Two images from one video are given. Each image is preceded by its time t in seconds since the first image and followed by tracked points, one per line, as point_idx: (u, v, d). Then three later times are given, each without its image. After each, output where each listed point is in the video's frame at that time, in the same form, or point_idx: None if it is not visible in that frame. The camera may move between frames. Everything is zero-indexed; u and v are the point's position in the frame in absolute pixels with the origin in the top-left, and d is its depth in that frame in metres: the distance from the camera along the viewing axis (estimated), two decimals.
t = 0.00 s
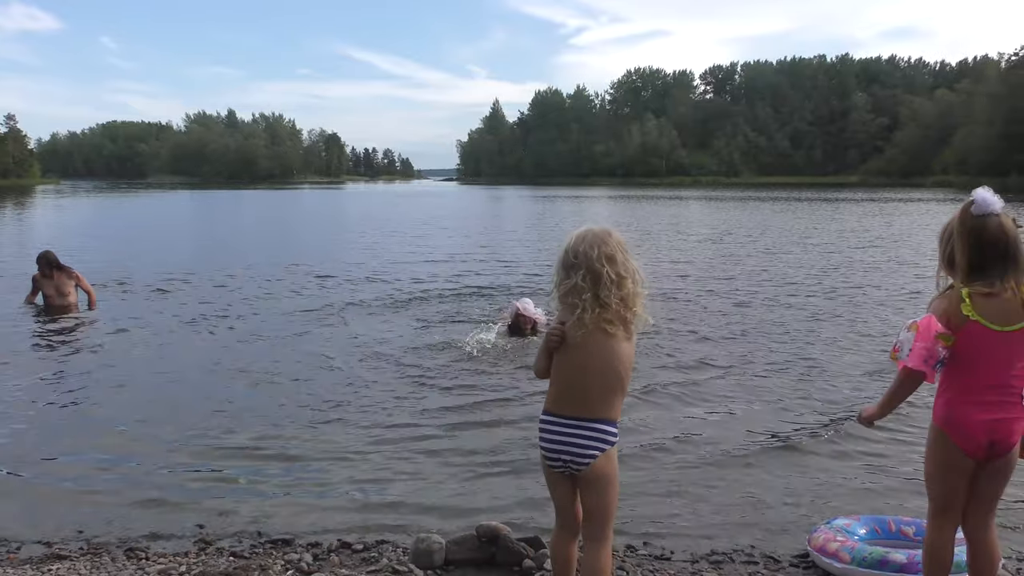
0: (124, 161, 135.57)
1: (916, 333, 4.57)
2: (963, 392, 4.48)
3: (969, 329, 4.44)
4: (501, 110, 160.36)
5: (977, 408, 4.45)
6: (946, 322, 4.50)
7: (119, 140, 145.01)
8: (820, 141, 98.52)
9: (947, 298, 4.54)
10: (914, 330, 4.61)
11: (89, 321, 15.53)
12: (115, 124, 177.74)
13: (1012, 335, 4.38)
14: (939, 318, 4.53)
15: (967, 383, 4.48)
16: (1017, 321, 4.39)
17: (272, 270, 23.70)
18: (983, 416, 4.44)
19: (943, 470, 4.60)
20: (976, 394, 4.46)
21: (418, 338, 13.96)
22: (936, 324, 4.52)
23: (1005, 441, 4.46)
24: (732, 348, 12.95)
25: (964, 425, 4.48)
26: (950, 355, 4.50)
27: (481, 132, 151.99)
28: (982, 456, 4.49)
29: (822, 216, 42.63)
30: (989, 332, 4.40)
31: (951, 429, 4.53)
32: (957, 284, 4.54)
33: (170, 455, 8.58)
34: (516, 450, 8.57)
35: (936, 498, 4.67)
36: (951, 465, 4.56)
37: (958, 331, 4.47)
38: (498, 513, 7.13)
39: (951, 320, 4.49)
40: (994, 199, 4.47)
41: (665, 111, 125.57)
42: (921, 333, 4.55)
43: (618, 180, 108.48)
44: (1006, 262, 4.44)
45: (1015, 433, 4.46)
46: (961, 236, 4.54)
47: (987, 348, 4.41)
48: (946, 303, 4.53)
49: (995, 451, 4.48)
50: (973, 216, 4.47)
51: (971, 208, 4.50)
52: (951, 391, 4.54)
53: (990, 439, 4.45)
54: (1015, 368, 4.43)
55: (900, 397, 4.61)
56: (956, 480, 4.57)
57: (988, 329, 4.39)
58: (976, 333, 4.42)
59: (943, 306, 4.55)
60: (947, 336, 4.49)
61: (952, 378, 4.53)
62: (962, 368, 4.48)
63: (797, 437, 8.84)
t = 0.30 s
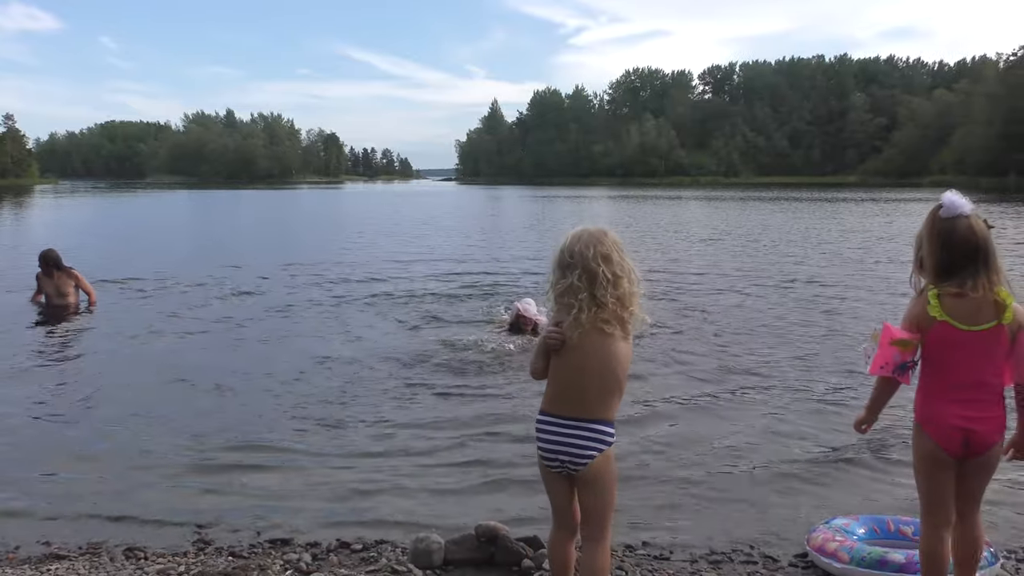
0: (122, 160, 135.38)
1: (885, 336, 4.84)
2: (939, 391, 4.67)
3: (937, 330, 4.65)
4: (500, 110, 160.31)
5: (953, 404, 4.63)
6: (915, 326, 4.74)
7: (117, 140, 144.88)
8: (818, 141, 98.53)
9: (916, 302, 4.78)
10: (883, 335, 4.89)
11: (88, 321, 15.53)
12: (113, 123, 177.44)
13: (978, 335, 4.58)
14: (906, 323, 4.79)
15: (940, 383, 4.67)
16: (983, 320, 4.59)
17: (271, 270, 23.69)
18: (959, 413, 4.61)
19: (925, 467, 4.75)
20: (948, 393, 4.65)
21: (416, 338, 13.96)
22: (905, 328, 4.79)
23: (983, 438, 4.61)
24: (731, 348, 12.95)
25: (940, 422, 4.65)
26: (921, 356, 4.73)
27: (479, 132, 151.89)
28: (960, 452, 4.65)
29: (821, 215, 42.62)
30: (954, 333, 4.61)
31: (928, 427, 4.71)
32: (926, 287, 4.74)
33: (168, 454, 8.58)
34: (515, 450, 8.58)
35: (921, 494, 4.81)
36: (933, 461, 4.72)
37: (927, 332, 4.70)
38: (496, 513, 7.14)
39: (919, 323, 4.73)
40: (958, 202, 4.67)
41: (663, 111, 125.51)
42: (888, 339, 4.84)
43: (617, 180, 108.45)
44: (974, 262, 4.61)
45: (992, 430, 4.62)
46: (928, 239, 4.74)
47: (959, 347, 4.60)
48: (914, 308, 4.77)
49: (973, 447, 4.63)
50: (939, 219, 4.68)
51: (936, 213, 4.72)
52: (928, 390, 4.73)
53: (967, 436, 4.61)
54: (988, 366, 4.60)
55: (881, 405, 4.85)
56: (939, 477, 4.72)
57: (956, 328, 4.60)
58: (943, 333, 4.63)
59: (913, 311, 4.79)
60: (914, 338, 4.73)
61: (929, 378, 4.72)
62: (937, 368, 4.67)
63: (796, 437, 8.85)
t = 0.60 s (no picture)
0: (122, 160, 135.43)
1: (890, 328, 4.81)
2: (942, 390, 4.67)
3: (946, 330, 4.64)
4: (500, 110, 160.33)
5: (955, 404, 4.63)
6: (922, 324, 4.71)
7: (117, 140, 144.72)
8: (818, 141, 98.60)
9: (926, 300, 4.75)
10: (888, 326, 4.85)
11: (89, 321, 15.53)
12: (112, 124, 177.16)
13: (986, 337, 4.59)
14: (913, 320, 4.75)
15: (944, 381, 4.67)
16: (993, 322, 4.60)
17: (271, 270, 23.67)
18: (961, 412, 4.62)
19: (924, 463, 4.77)
20: (952, 392, 4.65)
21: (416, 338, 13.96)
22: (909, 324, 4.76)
23: (982, 438, 4.64)
24: (731, 348, 12.95)
25: (942, 420, 4.66)
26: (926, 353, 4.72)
27: (479, 132, 151.82)
28: (960, 451, 4.67)
29: (820, 216, 42.62)
30: (962, 334, 4.60)
31: (928, 424, 4.72)
32: (937, 287, 4.74)
33: (166, 454, 8.58)
34: (514, 450, 8.58)
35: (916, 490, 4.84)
36: (931, 458, 4.74)
37: (934, 331, 4.69)
38: (495, 513, 7.14)
39: (928, 320, 4.70)
40: (966, 206, 4.71)
41: (663, 111, 125.53)
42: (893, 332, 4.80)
43: (617, 180, 108.46)
44: (983, 264, 4.64)
45: (991, 431, 4.64)
46: (938, 241, 4.75)
47: (967, 347, 4.60)
48: (923, 306, 4.74)
49: (973, 446, 4.65)
50: (950, 222, 4.71)
51: (946, 215, 4.75)
52: (931, 389, 4.73)
53: (968, 434, 4.62)
54: (991, 367, 4.62)
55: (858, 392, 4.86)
56: (937, 473, 4.74)
57: (968, 329, 4.59)
58: (951, 333, 4.62)
59: (920, 309, 4.76)
60: (919, 337, 4.72)
61: (934, 375, 4.72)
62: (941, 367, 4.67)
63: (797, 437, 8.85)
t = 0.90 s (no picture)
0: (122, 160, 135.32)
1: (903, 326, 4.75)
2: (952, 391, 4.68)
3: (957, 332, 4.64)
4: (499, 110, 160.25)
5: (965, 405, 4.66)
6: (937, 323, 4.66)
7: (116, 139, 144.55)
8: (817, 141, 98.57)
9: (935, 300, 4.72)
10: (900, 323, 4.79)
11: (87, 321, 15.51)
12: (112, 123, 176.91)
13: (997, 339, 4.62)
14: (924, 319, 4.71)
15: (953, 381, 4.69)
16: (1000, 323, 4.64)
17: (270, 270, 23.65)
18: (970, 413, 4.65)
19: (930, 462, 4.81)
20: (963, 393, 4.67)
21: (415, 338, 13.96)
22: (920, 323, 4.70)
23: (990, 437, 4.69)
24: (729, 348, 12.95)
25: (952, 421, 4.68)
26: (939, 353, 4.71)
27: (478, 132, 151.73)
28: (968, 449, 4.71)
29: (819, 215, 42.61)
30: (973, 334, 4.62)
31: (937, 424, 4.75)
32: (942, 287, 4.75)
33: (167, 454, 8.57)
34: (513, 450, 8.57)
35: (924, 488, 4.87)
36: (938, 458, 4.78)
37: (947, 331, 4.65)
38: (493, 514, 7.13)
39: (940, 322, 4.66)
40: (956, 213, 4.81)
41: (663, 111, 125.49)
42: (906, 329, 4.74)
43: (616, 180, 108.37)
44: (984, 264, 4.69)
45: (998, 429, 4.69)
46: (937, 244, 4.81)
47: (974, 349, 4.63)
48: (934, 306, 4.70)
49: (981, 445, 4.69)
50: (950, 225, 4.77)
51: (945, 219, 4.81)
52: (941, 389, 4.74)
53: (976, 436, 4.67)
54: (999, 369, 4.67)
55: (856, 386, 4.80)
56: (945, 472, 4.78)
57: (980, 330, 4.61)
58: (963, 334, 4.62)
59: (930, 308, 4.73)
60: (933, 336, 4.68)
61: (943, 375, 4.73)
62: (951, 369, 4.68)
63: (795, 438, 8.85)
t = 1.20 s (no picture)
0: (122, 160, 135.27)
1: (894, 329, 4.71)
2: (937, 390, 4.74)
3: (942, 331, 4.68)
4: (499, 110, 160.26)
5: (951, 402, 4.71)
6: (923, 322, 4.70)
7: (116, 138, 144.56)
8: (817, 141, 98.58)
9: (923, 300, 4.75)
10: (892, 325, 4.75)
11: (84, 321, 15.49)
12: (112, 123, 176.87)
13: (981, 337, 4.66)
14: (914, 321, 4.71)
15: (938, 380, 4.74)
16: (982, 321, 4.68)
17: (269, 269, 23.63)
18: (957, 410, 4.70)
19: (921, 459, 4.86)
20: (949, 391, 4.71)
21: (414, 338, 13.95)
22: (911, 324, 4.70)
23: (977, 433, 4.72)
24: (729, 348, 12.95)
25: (939, 419, 4.73)
26: (925, 354, 4.75)
27: (478, 132, 151.71)
28: (957, 446, 4.75)
29: (818, 215, 42.65)
30: (957, 333, 4.66)
31: (926, 422, 4.80)
32: (926, 287, 4.78)
33: (166, 454, 8.57)
34: (512, 450, 8.58)
35: (916, 485, 4.93)
36: (929, 455, 4.83)
37: (932, 331, 4.70)
38: (492, 514, 7.12)
39: (926, 323, 4.70)
40: (941, 212, 4.85)
41: (662, 111, 125.53)
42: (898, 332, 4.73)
43: (616, 179, 108.40)
44: (967, 263, 4.72)
45: (986, 425, 4.73)
46: (922, 245, 4.84)
47: (959, 347, 4.67)
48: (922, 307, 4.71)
49: (969, 442, 4.74)
50: (935, 225, 4.79)
51: (931, 217, 4.82)
52: (926, 389, 4.80)
53: (964, 433, 4.72)
54: (983, 367, 4.70)
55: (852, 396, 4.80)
56: (934, 468, 4.83)
57: (962, 330, 4.66)
58: (948, 333, 4.66)
59: (918, 307, 4.76)
60: (922, 336, 4.69)
61: (930, 374, 4.77)
62: (937, 366, 4.72)
63: (794, 438, 8.85)
